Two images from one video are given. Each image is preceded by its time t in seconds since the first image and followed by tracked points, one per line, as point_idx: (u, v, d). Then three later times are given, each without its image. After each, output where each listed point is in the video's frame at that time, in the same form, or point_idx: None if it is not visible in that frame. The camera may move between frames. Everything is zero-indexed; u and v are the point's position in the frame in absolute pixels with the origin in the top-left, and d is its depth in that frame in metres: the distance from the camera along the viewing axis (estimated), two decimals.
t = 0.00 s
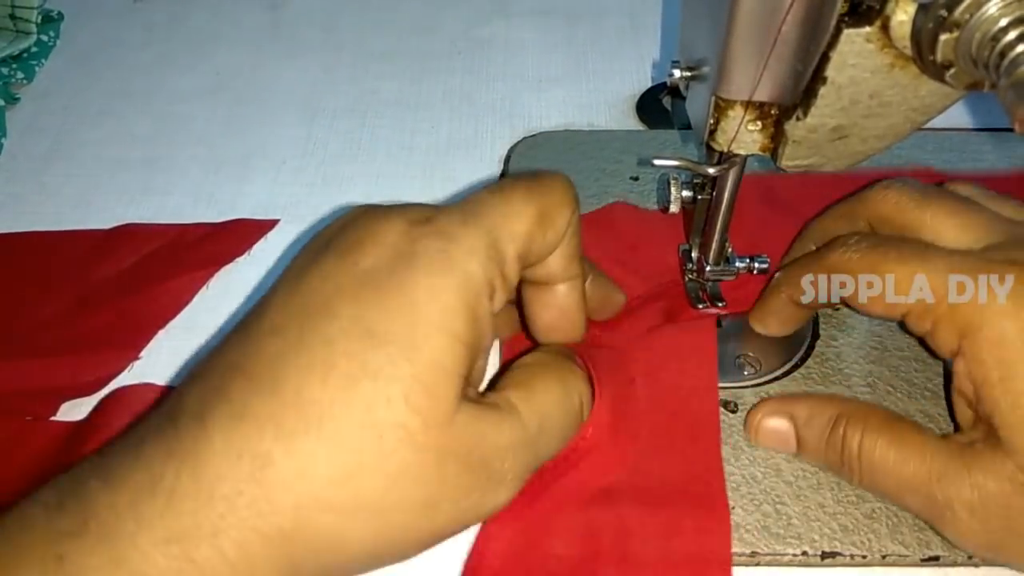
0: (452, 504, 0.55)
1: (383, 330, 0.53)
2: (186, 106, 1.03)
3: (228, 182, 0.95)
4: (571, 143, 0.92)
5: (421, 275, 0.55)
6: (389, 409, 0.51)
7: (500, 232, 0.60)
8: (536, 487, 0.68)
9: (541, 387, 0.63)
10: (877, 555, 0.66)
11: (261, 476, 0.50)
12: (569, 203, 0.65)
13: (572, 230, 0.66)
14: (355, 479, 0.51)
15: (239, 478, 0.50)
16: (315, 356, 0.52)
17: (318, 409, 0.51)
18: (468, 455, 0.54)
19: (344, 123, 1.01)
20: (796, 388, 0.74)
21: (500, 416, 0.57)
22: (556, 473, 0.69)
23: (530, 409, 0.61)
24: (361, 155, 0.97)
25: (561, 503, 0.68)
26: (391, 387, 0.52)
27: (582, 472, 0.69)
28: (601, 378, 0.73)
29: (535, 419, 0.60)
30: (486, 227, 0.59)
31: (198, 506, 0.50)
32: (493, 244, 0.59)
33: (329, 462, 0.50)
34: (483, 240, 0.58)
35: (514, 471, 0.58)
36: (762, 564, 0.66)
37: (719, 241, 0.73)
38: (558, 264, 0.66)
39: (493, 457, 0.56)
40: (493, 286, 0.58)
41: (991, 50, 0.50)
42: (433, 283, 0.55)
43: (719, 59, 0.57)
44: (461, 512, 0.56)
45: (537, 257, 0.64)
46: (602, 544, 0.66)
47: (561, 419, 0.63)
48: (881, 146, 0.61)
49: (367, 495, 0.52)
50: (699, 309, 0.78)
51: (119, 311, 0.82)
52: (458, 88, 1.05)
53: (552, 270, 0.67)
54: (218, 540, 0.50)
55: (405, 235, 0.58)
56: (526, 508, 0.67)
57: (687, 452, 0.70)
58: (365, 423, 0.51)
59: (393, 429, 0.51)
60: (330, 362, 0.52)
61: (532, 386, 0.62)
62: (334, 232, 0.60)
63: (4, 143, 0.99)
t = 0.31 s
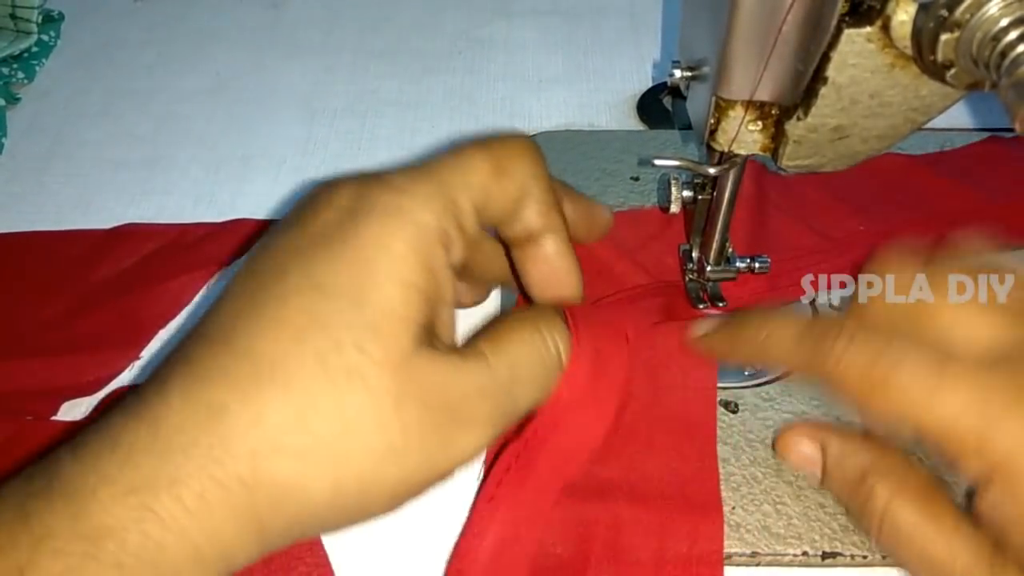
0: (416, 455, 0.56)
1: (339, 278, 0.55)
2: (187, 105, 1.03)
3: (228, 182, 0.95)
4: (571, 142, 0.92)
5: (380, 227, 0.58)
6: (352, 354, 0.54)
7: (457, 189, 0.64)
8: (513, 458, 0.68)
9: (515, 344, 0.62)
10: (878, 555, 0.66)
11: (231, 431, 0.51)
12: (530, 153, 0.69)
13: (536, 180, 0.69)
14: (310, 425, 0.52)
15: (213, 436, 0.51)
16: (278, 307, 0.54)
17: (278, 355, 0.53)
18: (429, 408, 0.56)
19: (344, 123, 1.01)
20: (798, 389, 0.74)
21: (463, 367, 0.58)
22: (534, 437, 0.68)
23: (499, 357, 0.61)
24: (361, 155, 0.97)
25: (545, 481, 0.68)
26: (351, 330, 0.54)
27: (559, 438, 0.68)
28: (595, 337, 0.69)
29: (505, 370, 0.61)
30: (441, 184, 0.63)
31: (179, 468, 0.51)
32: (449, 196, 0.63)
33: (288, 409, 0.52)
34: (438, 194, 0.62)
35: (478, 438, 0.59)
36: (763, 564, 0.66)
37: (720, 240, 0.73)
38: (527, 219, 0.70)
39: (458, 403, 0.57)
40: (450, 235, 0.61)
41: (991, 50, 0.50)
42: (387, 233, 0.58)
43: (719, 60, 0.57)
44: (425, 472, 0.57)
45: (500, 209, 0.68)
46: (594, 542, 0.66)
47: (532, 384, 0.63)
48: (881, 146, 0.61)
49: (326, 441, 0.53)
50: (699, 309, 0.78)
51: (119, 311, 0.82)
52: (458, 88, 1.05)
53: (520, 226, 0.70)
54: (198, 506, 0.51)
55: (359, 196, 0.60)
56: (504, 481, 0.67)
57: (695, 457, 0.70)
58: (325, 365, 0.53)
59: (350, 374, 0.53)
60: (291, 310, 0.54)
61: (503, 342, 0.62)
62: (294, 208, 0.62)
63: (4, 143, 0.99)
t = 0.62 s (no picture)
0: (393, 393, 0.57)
1: (291, 232, 0.57)
2: (186, 105, 1.03)
3: (228, 182, 0.95)
4: (571, 142, 0.92)
5: (320, 182, 0.59)
6: (311, 297, 0.55)
7: (391, 136, 0.63)
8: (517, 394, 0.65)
9: (480, 269, 0.61)
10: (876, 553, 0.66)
11: (207, 390, 0.53)
12: (458, 92, 0.68)
13: (469, 115, 0.69)
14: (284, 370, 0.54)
15: (194, 400, 0.53)
16: (238, 270, 0.56)
17: (240, 312, 0.55)
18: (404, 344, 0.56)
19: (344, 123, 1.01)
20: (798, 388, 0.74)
21: (421, 296, 0.58)
22: (532, 372, 0.65)
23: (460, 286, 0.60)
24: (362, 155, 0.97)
25: (549, 414, 0.66)
26: (307, 276, 0.56)
27: (553, 368, 0.65)
28: (560, 249, 0.64)
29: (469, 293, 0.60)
30: (374, 135, 0.63)
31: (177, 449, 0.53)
32: (386, 145, 0.63)
33: (259, 358, 0.54)
34: (374, 146, 0.62)
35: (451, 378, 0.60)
36: (762, 564, 0.67)
37: (720, 240, 0.73)
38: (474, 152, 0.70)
39: (429, 329, 0.58)
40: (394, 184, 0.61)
41: (992, 50, 0.50)
42: (330, 186, 0.59)
43: (719, 59, 0.57)
44: (414, 418, 0.59)
45: (446, 150, 0.68)
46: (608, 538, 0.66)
47: (505, 305, 0.62)
48: (881, 146, 0.61)
49: (300, 382, 0.55)
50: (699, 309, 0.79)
51: (119, 310, 0.82)
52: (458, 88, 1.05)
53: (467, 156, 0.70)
54: (201, 478, 0.53)
55: (300, 160, 0.61)
56: (514, 419, 0.66)
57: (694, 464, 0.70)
58: (287, 314, 0.55)
59: (312, 317, 0.55)
60: (250, 269, 0.56)
61: (468, 269, 0.61)
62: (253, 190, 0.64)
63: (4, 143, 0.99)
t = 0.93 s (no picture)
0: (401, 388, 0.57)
1: (295, 231, 0.57)
2: (187, 105, 1.03)
3: (228, 183, 0.95)
4: (571, 142, 0.92)
5: (325, 185, 0.59)
6: (313, 287, 0.55)
7: (390, 136, 0.63)
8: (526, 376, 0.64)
9: (479, 255, 0.60)
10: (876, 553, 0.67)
11: (219, 386, 0.54)
12: (450, 91, 0.67)
13: (463, 112, 0.68)
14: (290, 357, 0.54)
15: (206, 397, 0.54)
16: (245, 273, 0.57)
17: (247, 309, 0.55)
18: (408, 335, 0.56)
19: (345, 124, 1.01)
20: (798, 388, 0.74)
21: (421, 283, 0.57)
22: (537, 356, 0.63)
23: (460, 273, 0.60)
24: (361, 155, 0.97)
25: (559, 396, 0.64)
26: (312, 267, 0.56)
27: (563, 350, 0.63)
28: (560, 232, 0.62)
29: (468, 279, 0.59)
30: (376, 138, 0.63)
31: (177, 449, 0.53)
32: (388, 146, 0.63)
33: (266, 350, 0.54)
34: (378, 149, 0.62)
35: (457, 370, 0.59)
36: (762, 564, 0.67)
37: (720, 240, 0.73)
38: (472, 147, 0.70)
39: (432, 315, 0.57)
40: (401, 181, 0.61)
41: (991, 50, 0.50)
42: (335, 186, 0.59)
43: (718, 60, 0.57)
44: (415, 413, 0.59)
45: (447, 149, 0.68)
46: (615, 540, 0.66)
47: (506, 288, 0.61)
48: (881, 146, 0.61)
49: (306, 369, 0.54)
50: (699, 309, 0.79)
51: (119, 311, 0.82)
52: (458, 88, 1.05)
53: (467, 152, 0.70)
54: (201, 478, 0.53)
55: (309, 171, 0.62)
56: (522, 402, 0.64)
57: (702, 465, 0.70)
58: (292, 305, 0.55)
59: (317, 306, 0.55)
60: (257, 270, 0.56)
61: (468, 257, 0.60)
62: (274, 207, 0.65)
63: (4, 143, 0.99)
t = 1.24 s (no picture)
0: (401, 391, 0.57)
1: (304, 233, 0.57)
2: (187, 105, 1.03)
3: (228, 182, 0.95)
4: (571, 142, 0.92)
5: (332, 188, 0.59)
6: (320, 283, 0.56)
7: (388, 138, 0.63)
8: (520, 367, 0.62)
9: (470, 249, 0.61)
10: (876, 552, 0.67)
11: (231, 384, 0.54)
12: (443, 93, 0.67)
13: (459, 112, 0.69)
14: (299, 352, 0.55)
15: (216, 392, 0.54)
16: (254, 276, 0.57)
17: (256, 308, 0.55)
18: (411, 336, 0.56)
19: (345, 123, 1.01)
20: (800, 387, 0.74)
21: (423, 282, 0.58)
22: (536, 349, 0.62)
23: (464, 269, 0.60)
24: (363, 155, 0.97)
25: (555, 386, 0.63)
26: (318, 264, 0.56)
27: (561, 344, 0.63)
28: (554, 225, 0.63)
29: (467, 274, 0.60)
30: (381, 140, 0.63)
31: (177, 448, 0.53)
32: (394, 148, 0.63)
33: (275, 346, 0.55)
34: (383, 150, 0.62)
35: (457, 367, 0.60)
36: (763, 564, 0.67)
37: (720, 240, 0.73)
38: (470, 147, 0.70)
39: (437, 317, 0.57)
40: (404, 181, 0.62)
41: (992, 50, 0.50)
42: (343, 188, 0.59)
43: (719, 60, 0.57)
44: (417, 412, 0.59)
45: (447, 150, 0.68)
46: (615, 539, 0.66)
47: (504, 279, 0.61)
48: (882, 146, 0.61)
49: (313, 363, 0.55)
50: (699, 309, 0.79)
51: (119, 311, 0.82)
52: (459, 88, 1.05)
53: (464, 152, 0.70)
54: (201, 478, 0.53)
55: (318, 178, 0.62)
56: (518, 393, 0.62)
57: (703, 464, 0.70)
58: (302, 301, 0.55)
59: (324, 301, 0.55)
60: (265, 271, 0.57)
61: (462, 253, 0.61)
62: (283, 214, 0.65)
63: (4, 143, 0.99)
